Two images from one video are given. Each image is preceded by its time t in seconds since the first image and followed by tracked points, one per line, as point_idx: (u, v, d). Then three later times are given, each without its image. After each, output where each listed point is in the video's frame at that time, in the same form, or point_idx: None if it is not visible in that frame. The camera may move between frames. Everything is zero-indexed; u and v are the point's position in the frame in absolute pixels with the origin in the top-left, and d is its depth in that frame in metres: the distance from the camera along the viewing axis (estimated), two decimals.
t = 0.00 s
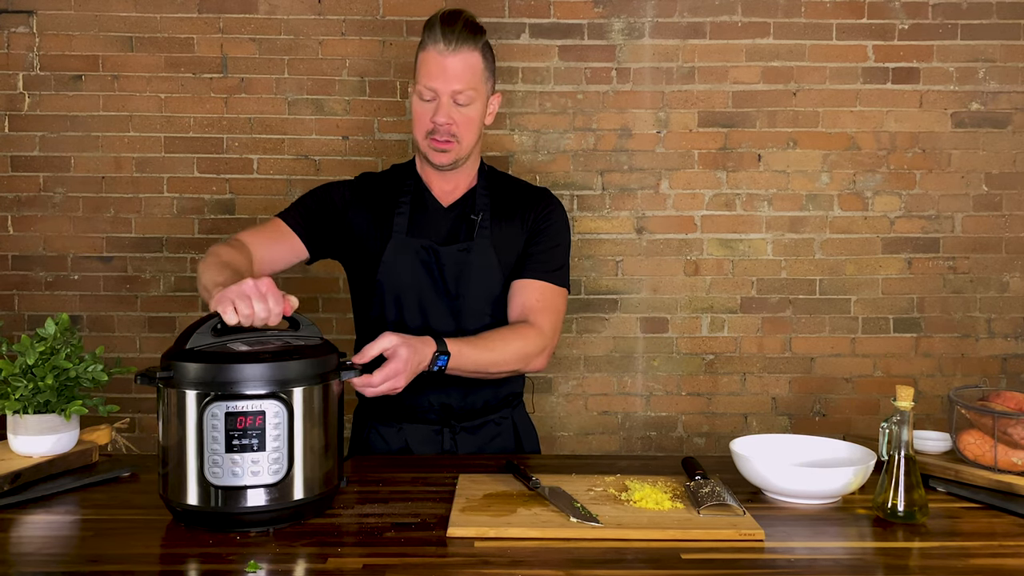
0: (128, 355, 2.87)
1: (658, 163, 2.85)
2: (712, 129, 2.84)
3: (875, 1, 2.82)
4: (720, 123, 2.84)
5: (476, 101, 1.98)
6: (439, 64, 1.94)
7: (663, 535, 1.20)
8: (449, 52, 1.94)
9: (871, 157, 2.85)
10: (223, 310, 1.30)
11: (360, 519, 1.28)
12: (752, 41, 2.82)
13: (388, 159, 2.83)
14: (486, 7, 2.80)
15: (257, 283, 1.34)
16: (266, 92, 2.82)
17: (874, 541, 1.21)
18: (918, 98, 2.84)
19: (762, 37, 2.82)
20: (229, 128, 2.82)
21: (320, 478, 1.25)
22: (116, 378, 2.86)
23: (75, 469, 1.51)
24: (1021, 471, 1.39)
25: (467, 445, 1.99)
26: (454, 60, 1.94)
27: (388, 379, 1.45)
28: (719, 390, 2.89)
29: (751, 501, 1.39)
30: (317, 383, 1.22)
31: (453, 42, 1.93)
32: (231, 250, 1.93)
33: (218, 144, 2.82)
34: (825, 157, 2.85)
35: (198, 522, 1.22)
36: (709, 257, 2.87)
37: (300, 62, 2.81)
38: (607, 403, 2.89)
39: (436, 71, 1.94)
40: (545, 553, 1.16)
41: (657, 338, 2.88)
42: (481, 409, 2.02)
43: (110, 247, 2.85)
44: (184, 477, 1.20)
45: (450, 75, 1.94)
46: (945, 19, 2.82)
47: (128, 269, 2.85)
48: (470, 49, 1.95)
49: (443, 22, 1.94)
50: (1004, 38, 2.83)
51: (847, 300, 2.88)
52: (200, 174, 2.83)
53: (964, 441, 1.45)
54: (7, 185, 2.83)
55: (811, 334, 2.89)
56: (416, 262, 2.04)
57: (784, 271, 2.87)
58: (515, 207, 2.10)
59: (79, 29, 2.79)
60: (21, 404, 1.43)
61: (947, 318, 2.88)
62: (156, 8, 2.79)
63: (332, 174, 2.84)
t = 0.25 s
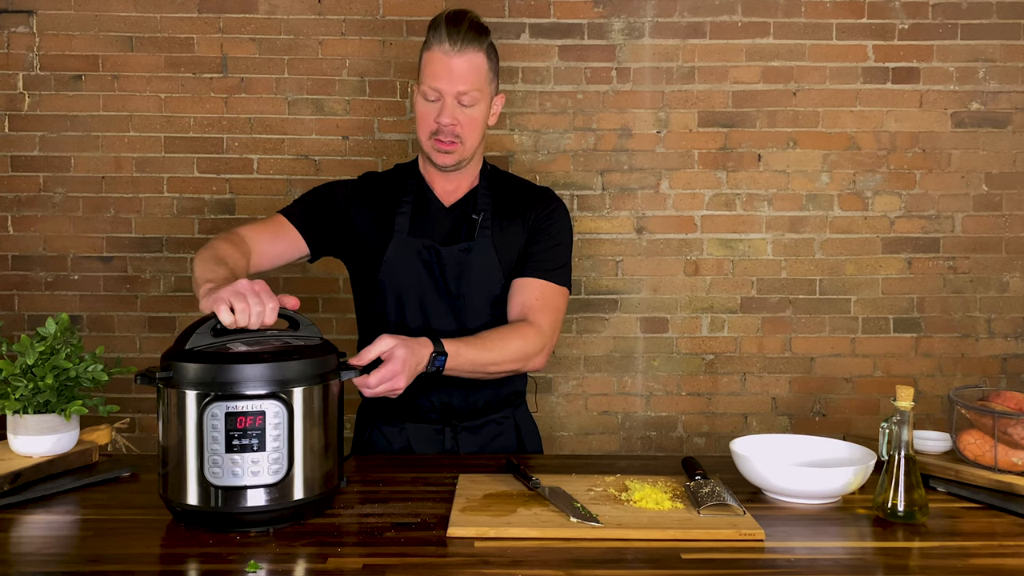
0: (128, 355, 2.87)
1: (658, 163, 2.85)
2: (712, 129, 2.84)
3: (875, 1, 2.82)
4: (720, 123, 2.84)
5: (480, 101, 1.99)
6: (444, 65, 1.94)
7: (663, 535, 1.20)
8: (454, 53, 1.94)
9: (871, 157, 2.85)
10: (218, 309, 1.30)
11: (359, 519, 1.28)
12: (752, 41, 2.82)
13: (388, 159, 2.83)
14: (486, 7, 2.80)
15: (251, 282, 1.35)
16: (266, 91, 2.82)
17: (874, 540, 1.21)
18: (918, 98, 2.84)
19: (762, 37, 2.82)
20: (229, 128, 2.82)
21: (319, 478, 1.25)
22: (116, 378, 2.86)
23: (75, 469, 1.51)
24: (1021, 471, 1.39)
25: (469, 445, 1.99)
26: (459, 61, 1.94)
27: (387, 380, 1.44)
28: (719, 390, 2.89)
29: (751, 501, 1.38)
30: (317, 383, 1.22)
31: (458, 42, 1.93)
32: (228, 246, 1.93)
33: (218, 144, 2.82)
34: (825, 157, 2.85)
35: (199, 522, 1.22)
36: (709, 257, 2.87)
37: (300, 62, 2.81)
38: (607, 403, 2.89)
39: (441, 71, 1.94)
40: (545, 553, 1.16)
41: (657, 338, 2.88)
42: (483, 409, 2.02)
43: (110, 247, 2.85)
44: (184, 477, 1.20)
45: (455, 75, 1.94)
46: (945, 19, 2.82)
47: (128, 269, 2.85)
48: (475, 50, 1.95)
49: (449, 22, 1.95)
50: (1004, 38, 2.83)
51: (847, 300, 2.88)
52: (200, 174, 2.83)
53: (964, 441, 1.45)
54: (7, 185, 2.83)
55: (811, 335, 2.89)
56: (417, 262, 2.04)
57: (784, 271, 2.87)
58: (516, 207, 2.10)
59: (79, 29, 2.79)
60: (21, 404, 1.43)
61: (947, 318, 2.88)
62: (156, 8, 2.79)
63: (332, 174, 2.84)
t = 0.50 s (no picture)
0: (128, 355, 2.86)
1: (658, 163, 2.85)
2: (712, 129, 2.84)
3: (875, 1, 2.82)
4: (720, 123, 2.84)
5: (486, 101, 1.99)
6: (450, 64, 1.94)
7: (663, 535, 1.20)
8: (460, 52, 1.94)
9: (871, 157, 2.85)
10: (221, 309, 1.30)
11: (360, 519, 1.28)
12: (752, 41, 2.82)
13: (388, 159, 2.83)
14: (486, 7, 2.80)
15: (256, 280, 1.34)
16: (266, 91, 2.81)
17: (874, 540, 1.21)
18: (918, 98, 2.84)
19: (762, 37, 2.82)
20: (229, 128, 2.82)
21: (325, 478, 1.25)
22: (116, 378, 2.86)
23: (75, 469, 1.51)
24: (1021, 471, 1.39)
25: (473, 445, 1.99)
26: (465, 60, 1.94)
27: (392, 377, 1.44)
28: (719, 390, 2.89)
29: (751, 501, 1.38)
30: (322, 383, 1.22)
31: (465, 42, 1.94)
32: (236, 242, 1.91)
33: (218, 144, 2.82)
34: (825, 157, 2.85)
35: (203, 521, 1.22)
36: (709, 257, 2.87)
37: (300, 62, 2.81)
38: (607, 403, 2.89)
39: (447, 71, 1.94)
40: (545, 553, 1.16)
41: (657, 338, 2.88)
42: (488, 408, 2.02)
43: (110, 247, 2.84)
44: (189, 476, 1.19)
45: (461, 75, 1.94)
46: (945, 19, 2.82)
47: (128, 269, 2.85)
48: (481, 49, 1.95)
49: (456, 22, 1.94)
50: (1004, 38, 2.83)
51: (847, 300, 2.88)
52: (200, 174, 2.83)
53: (964, 441, 1.45)
54: (7, 185, 2.83)
55: (811, 335, 2.89)
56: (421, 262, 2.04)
57: (784, 271, 2.87)
58: (519, 207, 2.10)
59: (79, 29, 2.79)
60: (21, 404, 1.43)
61: (947, 318, 2.88)
62: (156, 8, 2.79)
63: (332, 174, 2.83)
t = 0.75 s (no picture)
0: (127, 355, 2.87)
1: (658, 163, 2.85)
2: (712, 129, 2.84)
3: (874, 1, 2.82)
4: (720, 123, 2.84)
5: (493, 101, 1.99)
6: (458, 65, 1.95)
7: (663, 535, 1.20)
8: (468, 53, 1.95)
9: (871, 157, 2.85)
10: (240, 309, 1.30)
11: (361, 519, 1.28)
12: (752, 41, 2.82)
13: (388, 159, 2.83)
14: (486, 7, 2.80)
15: (272, 279, 1.34)
16: (266, 92, 2.82)
17: (874, 541, 1.21)
18: (918, 98, 2.84)
19: (762, 37, 2.82)
20: (229, 128, 2.82)
21: (342, 478, 1.25)
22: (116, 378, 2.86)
23: (75, 469, 1.51)
24: (1021, 471, 1.39)
25: (478, 445, 2.00)
26: (473, 61, 1.95)
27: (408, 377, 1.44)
28: (719, 390, 2.89)
29: (751, 501, 1.38)
30: (339, 383, 1.22)
31: (473, 43, 1.94)
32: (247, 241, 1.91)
33: (218, 144, 2.82)
34: (825, 157, 2.85)
35: (222, 520, 1.22)
36: (709, 257, 2.87)
37: (300, 62, 2.81)
38: (607, 403, 2.89)
39: (456, 71, 1.95)
40: (545, 553, 1.16)
41: (657, 337, 2.88)
42: (492, 408, 2.02)
43: (110, 247, 2.85)
44: (207, 475, 1.20)
45: (469, 75, 1.95)
46: (945, 19, 2.82)
47: (128, 269, 2.85)
48: (490, 50, 1.96)
49: (465, 23, 1.95)
50: (1004, 38, 2.83)
51: (847, 300, 2.88)
52: (200, 174, 2.83)
53: (964, 441, 1.45)
54: (7, 185, 2.83)
55: (811, 335, 2.89)
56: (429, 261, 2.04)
57: (784, 271, 2.87)
58: (526, 207, 2.10)
59: (79, 29, 2.79)
60: (21, 404, 1.43)
61: (947, 318, 2.88)
62: (156, 8, 2.79)
63: (332, 174, 2.84)
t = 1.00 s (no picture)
0: (127, 355, 2.87)
1: (658, 163, 2.85)
2: (712, 129, 2.84)
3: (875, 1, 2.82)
4: (720, 123, 2.84)
5: (499, 101, 1.99)
6: (463, 65, 1.95)
7: (663, 535, 1.20)
8: (473, 53, 1.95)
9: (871, 157, 2.85)
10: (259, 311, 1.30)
11: (360, 519, 1.28)
12: (753, 41, 2.82)
13: (388, 159, 2.83)
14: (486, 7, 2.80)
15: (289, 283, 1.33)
16: (266, 92, 2.82)
17: (874, 541, 1.21)
18: (918, 98, 2.84)
19: (762, 37, 2.82)
20: (229, 128, 2.82)
21: (364, 477, 1.25)
22: (116, 378, 2.86)
23: (75, 469, 1.51)
24: (1021, 471, 1.39)
25: (483, 445, 2.00)
26: (478, 60, 1.95)
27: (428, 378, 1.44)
28: (719, 390, 2.89)
29: (751, 501, 1.38)
30: (360, 382, 1.22)
31: (477, 42, 1.95)
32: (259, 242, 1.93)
33: (218, 144, 2.82)
34: (825, 157, 2.85)
35: (244, 520, 1.22)
36: (709, 257, 2.87)
37: (300, 62, 2.81)
38: (607, 403, 2.89)
39: (460, 71, 1.95)
40: (545, 553, 1.16)
41: (657, 337, 2.88)
42: (498, 409, 2.02)
43: (110, 247, 2.85)
44: (228, 474, 1.20)
45: (475, 75, 1.95)
46: (945, 19, 2.82)
47: (128, 269, 2.85)
48: (494, 50, 1.96)
49: (468, 23, 1.95)
50: (1004, 38, 2.83)
51: (847, 300, 2.88)
52: (200, 174, 2.83)
53: (964, 441, 1.45)
54: (7, 185, 2.83)
55: (811, 335, 2.89)
56: (438, 260, 2.04)
57: (784, 271, 2.87)
58: (534, 207, 2.10)
59: (79, 29, 2.79)
60: (21, 404, 1.43)
61: (947, 318, 2.88)
62: (156, 8, 2.79)
63: (332, 174, 2.84)
